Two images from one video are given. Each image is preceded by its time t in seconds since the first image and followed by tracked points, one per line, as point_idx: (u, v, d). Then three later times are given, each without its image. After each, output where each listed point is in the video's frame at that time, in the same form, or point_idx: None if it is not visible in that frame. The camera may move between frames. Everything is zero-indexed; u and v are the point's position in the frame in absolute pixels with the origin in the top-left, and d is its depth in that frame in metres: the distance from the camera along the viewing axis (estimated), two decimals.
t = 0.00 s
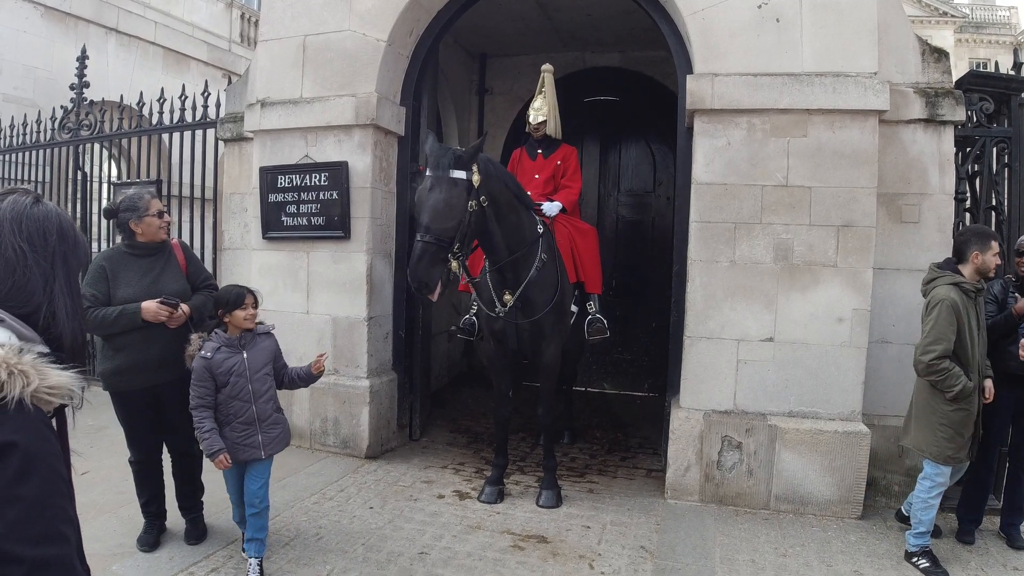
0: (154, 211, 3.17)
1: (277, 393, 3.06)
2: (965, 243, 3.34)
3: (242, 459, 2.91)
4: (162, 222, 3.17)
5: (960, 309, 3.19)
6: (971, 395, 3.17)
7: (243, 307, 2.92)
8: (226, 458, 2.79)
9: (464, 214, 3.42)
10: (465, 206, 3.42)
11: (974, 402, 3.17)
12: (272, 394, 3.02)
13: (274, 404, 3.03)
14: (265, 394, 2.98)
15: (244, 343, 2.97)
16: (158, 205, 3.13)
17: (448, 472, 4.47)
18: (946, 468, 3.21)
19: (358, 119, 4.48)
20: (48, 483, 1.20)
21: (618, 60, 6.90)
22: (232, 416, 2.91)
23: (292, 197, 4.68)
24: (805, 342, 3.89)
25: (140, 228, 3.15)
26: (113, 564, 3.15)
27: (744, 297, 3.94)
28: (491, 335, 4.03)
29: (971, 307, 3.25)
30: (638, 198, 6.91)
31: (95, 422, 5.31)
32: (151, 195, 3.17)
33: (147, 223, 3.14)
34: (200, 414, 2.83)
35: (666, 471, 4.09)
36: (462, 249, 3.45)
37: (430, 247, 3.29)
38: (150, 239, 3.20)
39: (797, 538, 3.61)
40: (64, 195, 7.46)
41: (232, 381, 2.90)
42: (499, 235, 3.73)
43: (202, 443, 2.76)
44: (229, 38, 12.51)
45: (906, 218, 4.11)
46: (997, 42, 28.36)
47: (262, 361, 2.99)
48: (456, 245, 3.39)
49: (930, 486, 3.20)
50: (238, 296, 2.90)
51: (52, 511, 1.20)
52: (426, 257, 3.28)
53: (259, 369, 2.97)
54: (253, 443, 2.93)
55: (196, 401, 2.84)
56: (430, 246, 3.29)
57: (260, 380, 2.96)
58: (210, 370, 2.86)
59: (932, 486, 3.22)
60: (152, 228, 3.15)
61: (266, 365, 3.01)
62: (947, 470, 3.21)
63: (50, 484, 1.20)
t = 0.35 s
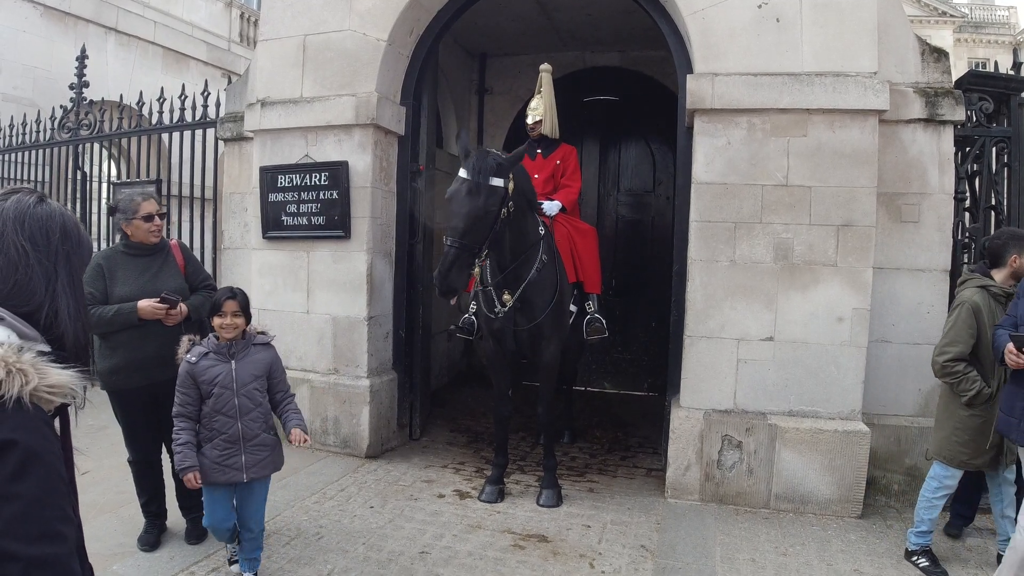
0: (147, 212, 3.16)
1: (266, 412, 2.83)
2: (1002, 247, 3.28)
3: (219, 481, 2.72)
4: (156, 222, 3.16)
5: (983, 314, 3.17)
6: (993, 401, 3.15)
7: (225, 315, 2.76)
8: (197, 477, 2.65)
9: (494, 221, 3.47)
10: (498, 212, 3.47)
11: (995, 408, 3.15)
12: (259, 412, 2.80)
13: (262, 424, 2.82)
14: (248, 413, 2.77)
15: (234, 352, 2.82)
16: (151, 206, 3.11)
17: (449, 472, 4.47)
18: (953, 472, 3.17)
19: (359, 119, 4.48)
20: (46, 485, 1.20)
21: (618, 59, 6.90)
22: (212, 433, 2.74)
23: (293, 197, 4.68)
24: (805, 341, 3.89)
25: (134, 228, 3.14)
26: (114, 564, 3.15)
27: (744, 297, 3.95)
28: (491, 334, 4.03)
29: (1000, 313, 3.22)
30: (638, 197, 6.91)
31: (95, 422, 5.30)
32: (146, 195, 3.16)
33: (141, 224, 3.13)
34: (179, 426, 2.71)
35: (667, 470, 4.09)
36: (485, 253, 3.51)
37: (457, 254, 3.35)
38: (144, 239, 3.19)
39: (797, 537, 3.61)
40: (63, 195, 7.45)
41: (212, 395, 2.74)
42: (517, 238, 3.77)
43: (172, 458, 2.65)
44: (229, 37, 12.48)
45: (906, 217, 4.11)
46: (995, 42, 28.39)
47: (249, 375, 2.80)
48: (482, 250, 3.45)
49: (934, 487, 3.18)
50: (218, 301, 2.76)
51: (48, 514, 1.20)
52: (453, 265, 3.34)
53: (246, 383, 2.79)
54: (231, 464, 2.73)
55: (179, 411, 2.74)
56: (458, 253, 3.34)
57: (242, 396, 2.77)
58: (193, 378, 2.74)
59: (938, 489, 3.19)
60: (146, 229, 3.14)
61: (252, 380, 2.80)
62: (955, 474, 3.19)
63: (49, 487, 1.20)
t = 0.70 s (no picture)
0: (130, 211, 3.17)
1: (236, 444, 2.47)
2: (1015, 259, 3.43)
3: (179, 520, 2.40)
4: (139, 222, 3.16)
5: None
6: None
7: (188, 330, 2.44)
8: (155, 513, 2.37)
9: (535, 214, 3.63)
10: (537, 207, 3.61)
11: None
12: (227, 444, 2.45)
13: (231, 456, 2.45)
14: (213, 444, 2.43)
15: (201, 373, 2.47)
16: (132, 205, 3.11)
17: (447, 471, 4.47)
18: None
19: (357, 119, 4.48)
20: (37, 468, 1.19)
21: (616, 59, 6.90)
22: (175, 464, 2.42)
23: (290, 197, 4.67)
24: (802, 341, 3.90)
25: (117, 225, 3.17)
26: (111, 564, 3.14)
27: (741, 296, 3.95)
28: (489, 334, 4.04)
29: None
30: (635, 197, 6.92)
31: (92, 422, 5.29)
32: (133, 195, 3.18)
33: (124, 223, 3.14)
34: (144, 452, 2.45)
35: (664, 470, 4.10)
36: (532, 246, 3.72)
37: (516, 252, 3.54)
38: (128, 238, 3.20)
39: (795, 536, 3.62)
40: (60, 195, 7.43)
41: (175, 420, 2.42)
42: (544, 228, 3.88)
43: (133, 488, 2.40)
44: (227, 37, 12.46)
45: (903, 217, 4.12)
46: (992, 42, 28.47)
47: (213, 400, 2.44)
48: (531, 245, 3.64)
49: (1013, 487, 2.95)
50: (183, 314, 2.45)
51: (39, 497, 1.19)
52: (515, 263, 3.56)
53: (211, 410, 2.44)
54: (193, 503, 2.40)
55: (144, 435, 2.46)
56: (516, 250, 3.54)
57: (207, 424, 2.43)
58: (157, 400, 2.45)
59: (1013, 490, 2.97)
60: (128, 228, 3.15)
61: (218, 406, 2.45)
62: None
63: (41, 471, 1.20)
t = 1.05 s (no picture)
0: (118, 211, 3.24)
1: (203, 465, 2.22)
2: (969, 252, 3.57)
3: (143, 549, 2.17)
4: (122, 221, 3.21)
5: None
6: None
7: (147, 340, 2.18)
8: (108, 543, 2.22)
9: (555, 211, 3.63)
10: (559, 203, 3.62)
11: None
12: (192, 466, 2.19)
13: (197, 479, 2.20)
14: (175, 466, 2.17)
15: (158, 386, 2.20)
16: (114, 204, 3.17)
17: (444, 471, 4.47)
18: None
19: (354, 118, 4.48)
20: (32, 462, 1.18)
21: (613, 59, 6.90)
22: (134, 489, 2.17)
23: (288, 196, 4.67)
24: (799, 341, 3.91)
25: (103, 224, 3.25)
26: (107, 565, 3.14)
27: (738, 296, 3.96)
28: (490, 334, 4.05)
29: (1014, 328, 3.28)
30: (633, 197, 6.92)
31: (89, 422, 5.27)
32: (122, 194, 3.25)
33: (109, 222, 3.22)
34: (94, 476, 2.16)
35: (661, 469, 4.10)
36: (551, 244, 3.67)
37: (539, 247, 3.49)
38: (113, 238, 3.26)
39: (792, 535, 3.62)
40: (57, 194, 7.40)
41: (130, 441, 2.16)
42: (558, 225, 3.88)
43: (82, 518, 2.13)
44: (223, 36, 12.41)
45: (899, 217, 4.13)
46: (989, 42, 28.54)
47: (171, 416, 2.18)
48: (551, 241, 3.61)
49: None
50: (141, 321, 2.19)
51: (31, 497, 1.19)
52: (537, 258, 3.48)
53: (170, 428, 2.18)
54: (156, 531, 2.16)
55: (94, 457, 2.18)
56: (539, 245, 3.48)
57: (168, 444, 2.17)
58: (107, 417, 2.17)
59: None
60: (110, 227, 3.21)
61: (180, 423, 2.19)
62: None
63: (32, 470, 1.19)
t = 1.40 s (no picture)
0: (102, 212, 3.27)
1: (167, 503, 2.15)
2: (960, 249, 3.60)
3: None
4: (102, 221, 3.23)
5: None
6: None
7: (110, 361, 2.04)
8: None
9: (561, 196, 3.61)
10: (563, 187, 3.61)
11: None
12: (157, 504, 2.11)
13: (161, 518, 2.13)
14: (142, 505, 2.08)
15: (120, 414, 2.10)
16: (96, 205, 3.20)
17: (442, 471, 4.47)
18: None
19: (352, 118, 4.47)
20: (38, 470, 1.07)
21: (611, 59, 6.91)
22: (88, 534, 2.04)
23: (285, 196, 4.67)
24: (797, 341, 3.91)
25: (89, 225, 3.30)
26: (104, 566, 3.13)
27: (736, 296, 3.96)
28: (493, 334, 4.05)
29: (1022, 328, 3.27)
30: (630, 197, 6.93)
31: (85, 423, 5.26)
32: (106, 194, 3.28)
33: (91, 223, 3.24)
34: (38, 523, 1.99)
35: (659, 469, 4.10)
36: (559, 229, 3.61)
37: (548, 228, 3.43)
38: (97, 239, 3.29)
39: (789, 535, 3.63)
40: (54, 194, 7.38)
41: (90, 480, 2.03)
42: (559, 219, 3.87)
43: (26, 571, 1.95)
44: (221, 35, 12.40)
45: (897, 217, 4.14)
46: (986, 43, 28.65)
47: (137, 446, 2.09)
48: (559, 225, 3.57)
49: None
50: (102, 338, 2.05)
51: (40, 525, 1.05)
52: (547, 240, 3.42)
53: (136, 462, 2.09)
54: None
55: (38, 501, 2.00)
56: (547, 227, 3.43)
57: (133, 482, 2.08)
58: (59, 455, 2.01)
59: None
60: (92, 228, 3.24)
61: (146, 460, 2.10)
62: None
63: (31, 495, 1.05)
